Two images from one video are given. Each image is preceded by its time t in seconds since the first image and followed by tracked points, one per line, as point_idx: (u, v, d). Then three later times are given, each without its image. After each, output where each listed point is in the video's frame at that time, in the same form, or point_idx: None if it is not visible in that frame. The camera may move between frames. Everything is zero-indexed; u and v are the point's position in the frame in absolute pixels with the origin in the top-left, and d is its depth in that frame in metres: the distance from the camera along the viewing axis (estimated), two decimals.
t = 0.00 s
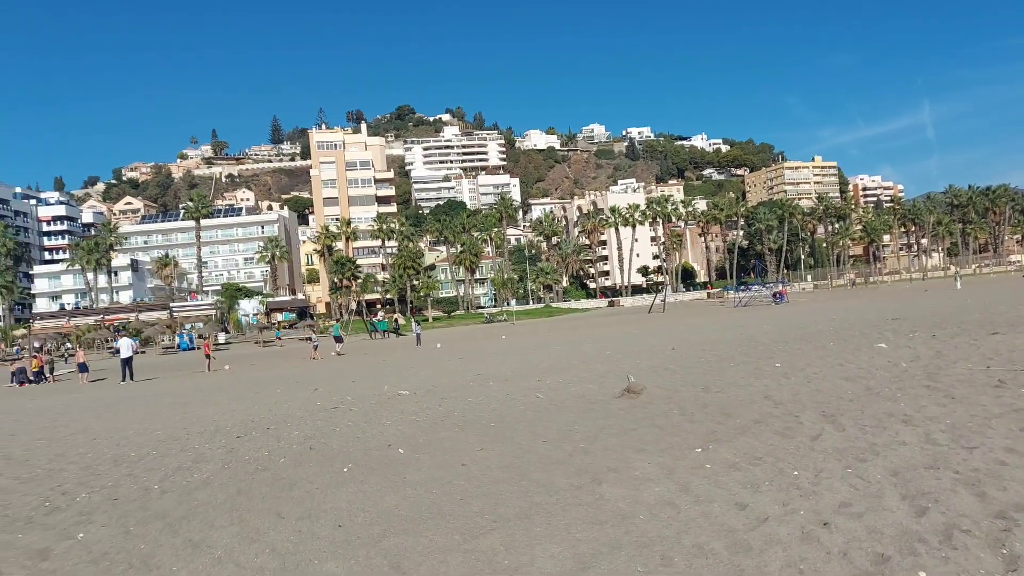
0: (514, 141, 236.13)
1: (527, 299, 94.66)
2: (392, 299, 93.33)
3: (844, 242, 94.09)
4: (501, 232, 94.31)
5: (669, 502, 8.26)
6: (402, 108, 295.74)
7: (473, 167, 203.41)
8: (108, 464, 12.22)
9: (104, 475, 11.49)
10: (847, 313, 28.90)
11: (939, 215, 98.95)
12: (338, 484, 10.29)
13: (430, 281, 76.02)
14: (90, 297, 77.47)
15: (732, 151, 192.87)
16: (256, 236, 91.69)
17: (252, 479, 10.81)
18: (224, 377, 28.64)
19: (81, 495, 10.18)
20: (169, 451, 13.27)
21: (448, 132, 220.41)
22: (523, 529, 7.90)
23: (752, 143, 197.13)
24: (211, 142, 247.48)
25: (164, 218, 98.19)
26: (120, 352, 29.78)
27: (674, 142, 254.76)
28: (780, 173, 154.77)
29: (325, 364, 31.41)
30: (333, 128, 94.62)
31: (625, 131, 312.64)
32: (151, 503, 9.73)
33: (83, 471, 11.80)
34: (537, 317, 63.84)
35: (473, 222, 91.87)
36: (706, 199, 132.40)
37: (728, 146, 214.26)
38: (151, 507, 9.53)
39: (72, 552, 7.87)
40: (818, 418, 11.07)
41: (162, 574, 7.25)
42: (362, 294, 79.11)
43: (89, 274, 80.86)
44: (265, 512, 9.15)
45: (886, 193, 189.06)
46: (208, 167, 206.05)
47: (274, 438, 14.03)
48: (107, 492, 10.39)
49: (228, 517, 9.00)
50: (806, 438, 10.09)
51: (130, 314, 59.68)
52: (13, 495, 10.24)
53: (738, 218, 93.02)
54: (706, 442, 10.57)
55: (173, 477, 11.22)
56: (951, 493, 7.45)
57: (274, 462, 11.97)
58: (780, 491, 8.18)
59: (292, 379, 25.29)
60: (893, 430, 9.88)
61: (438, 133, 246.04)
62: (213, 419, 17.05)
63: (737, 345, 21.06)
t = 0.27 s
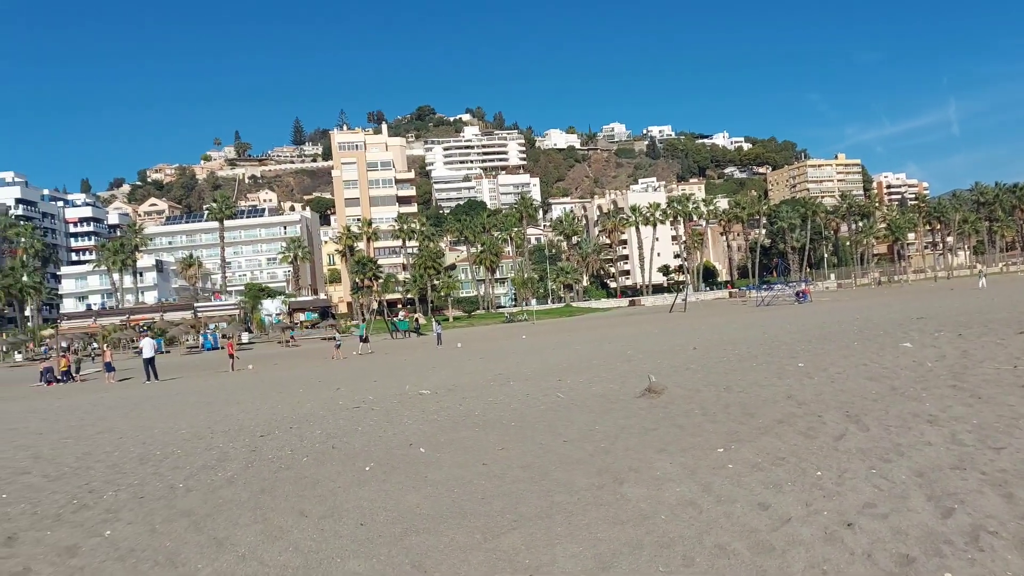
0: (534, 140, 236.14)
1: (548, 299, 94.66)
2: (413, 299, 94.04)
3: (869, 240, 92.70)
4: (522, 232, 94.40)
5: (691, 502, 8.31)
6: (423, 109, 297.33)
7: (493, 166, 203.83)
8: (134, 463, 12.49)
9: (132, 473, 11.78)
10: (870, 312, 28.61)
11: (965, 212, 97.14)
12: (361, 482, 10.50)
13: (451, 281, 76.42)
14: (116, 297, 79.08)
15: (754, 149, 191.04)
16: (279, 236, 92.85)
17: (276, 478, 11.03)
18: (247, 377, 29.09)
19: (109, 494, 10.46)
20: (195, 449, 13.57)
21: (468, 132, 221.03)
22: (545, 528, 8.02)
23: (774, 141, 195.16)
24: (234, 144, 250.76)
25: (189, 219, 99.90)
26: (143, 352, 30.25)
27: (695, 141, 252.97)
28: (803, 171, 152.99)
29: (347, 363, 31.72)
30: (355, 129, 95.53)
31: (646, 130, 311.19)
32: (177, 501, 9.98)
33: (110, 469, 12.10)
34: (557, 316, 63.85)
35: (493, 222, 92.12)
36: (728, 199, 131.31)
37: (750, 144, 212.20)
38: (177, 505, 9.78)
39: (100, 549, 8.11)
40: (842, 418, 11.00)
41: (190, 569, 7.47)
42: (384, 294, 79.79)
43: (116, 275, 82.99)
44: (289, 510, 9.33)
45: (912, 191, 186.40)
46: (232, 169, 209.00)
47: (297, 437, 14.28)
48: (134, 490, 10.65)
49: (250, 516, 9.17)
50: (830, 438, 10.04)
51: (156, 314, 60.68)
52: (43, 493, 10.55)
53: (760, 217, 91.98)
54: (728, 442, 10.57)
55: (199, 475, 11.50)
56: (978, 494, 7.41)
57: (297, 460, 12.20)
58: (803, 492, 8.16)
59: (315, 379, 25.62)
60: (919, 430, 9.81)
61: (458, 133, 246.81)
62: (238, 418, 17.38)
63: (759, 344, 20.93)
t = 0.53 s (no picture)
0: (544, 140, 236.02)
1: (558, 298, 94.58)
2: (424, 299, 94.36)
3: (881, 239, 92.00)
4: (532, 231, 94.40)
5: (702, 501, 8.29)
6: (433, 109, 298.01)
7: (503, 166, 203.91)
8: (147, 461, 12.62)
9: (145, 472, 11.90)
10: (882, 311, 28.36)
11: (978, 210, 96.09)
12: (371, 481, 10.56)
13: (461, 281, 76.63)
14: (129, 297, 79.84)
15: (766, 147, 189.91)
16: (290, 236, 93.41)
17: (287, 477, 11.11)
18: (259, 376, 29.29)
19: (122, 492, 10.57)
20: (207, 448, 13.70)
21: (478, 131, 221.21)
22: (555, 527, 8.02)
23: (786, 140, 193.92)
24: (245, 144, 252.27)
25: (201, 219, 100.70)
26: (154, 352, 30.43)
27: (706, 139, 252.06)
28: (815, 169, 151.95)
29: (358, 363, 31.84)
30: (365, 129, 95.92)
31: (657, 129, 310.21)
32: (190, 499, 10.07)
33: (124, 468, 12.23)
34: (568, 316, 63.74)
35: (503, 221, 92.18)
36: (739, 198, 130.68)
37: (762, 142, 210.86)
38: (190, 503, 9.87)
39: (114, 547, 8.21)
40: (854, 418, 10.93)
41: (202, 567, 7.54)
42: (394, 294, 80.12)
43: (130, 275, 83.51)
44: (300, 509, 9.41)
45: (925, 189, 184.76)
46: (244, 169, 210.46)
47: (308, 436, 14.40)
48: (147, 488, 10.76)
49: (261, 514, 9.26)
50: (842, 438, 9.98)
51: (168, 314, 61.07)
52: (58, 492, 10.68)
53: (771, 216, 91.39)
54: (739, 441, 10.52)
55: (211, 473, 11.60)
56: (993, 494, 7.35)
57: (308, 459, 12.30)
58: (816, 492, 8.12)
59: (326, 378, 25.74)
60: (933, 429, 9.74)
61: (468, 133, 247.08)
62: (250, 417, 17.52)
63: (770, 344, 20.84)
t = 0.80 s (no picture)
0: (547, 139, 235.92)
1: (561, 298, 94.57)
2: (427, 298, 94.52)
3: (884, 238, 91.88)
4: (535, 230, 94.41)
5: (706, 501, 8.31)
6: (436, 108, 298.09)
7: (506, 165, 203.89)
8: (153, 461, 12.68)
9: (150, 472, 11.96)
10: (887, 310, 28.31)
11: (982, 209, 95.88)
12: (376, 480, 10.61)
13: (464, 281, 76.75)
14: (133, 297, 80.05)
15: (769, 146, 189.51)
16: (293, 236, 93.57)
17: (291, 477, 11.15)
18: (263, 376, 29.38)
19: (127, 491, 10.63)
20: (211, 448, 13.76)
21: (481, 131, 221.22)
22: (559, 527, 8.05)
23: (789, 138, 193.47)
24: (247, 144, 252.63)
25: (204, 219, 100.91)
26: (156, 351, 30.36)
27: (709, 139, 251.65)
28: (818, 168, 151.65)
29: (361, 363, 31.88)
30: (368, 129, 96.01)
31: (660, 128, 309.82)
32: (194, 499, 10.12)
33: (129, 468, 12.30)
34: (571, 315, 63.72)
35: (506, 220, 92.20)
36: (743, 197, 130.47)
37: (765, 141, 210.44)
38: (195, 503, 9.93)
39: (120, 547, 8.26)
40: (859, 417, 10.94)
41: (207, 567, 7.59)
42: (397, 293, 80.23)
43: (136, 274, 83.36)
44: (304, 509, 9.44)
45: (929, 187, 184.10)
46: (247, 169, 210.85)
47: (311, 435, 14.45)
48: (152, 488, 10.82)
49: (266, 514, 9.31)
50: (846, 437, 9.99)
51: (171, 314, 61.01)
52: (63, 491, 10.73)
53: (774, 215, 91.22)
54: (743, 441, 10.53)
55: (215, 473, 11.66)
56: (998, 493, 7.36)
57: (313, 459, 12.35)
58: (820, 491, 8.14)
59: (330, 378, 25.78)
60: (937, 428, 9.75)
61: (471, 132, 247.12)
62: (253, 416, 17.58)
63: (774, 342, 20.83)
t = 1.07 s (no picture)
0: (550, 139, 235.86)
1: (565, 297, 94.57)
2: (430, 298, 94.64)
3: (887, 237, 91.70)
4: (538, 230, 94.41)
5: (709, 501, 8.30)
6: (438, 108, 298.15)
7: (508, 165, 203.87)
8: (155, 462, 12.71)
9: (153, 472, 12.00)
10: (890, 310, 28.21)
11: (986, 208, 95.61)
12: (378, 481, 10.63)
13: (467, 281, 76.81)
14: (137, 297, 80.33)
15: (772, 145, 189.07)
16: (296, 236, 93.78)
17: (293, 477, 11.16)
18: (266, 376, 29.48)
19: (130, 492, 10.66)
20: (215, 448, 13.81)
21: (484, 131, 221.28)
22: (561, 527, 8.06)
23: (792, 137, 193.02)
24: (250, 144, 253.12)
25: (207, 220, 101.14)
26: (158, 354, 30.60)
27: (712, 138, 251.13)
28: (821, 167, 151.33)
29: (364, 363, 31.91)
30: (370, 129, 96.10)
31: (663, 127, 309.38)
32: (197, 500, 10.14)
33: (133, 469, 12.34)
34: (574, 315, 63.72)
35: (509, 220, 92.19)
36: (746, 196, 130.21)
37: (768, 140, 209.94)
38: (198, 503, 9.96)
39: (122, 547, 8.29)
40: (862, 416, 10.92)
41: (211, 567, 7.62)
42: (400, 293, 80.31)
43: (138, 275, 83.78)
44: (307, 509, 9.47)
45: (933, 186, 183.42)
46: (250, 169, 211.23)
47: (314, 436, 14.47)
48: (155, 489, 10.86)
49: (269, 514, 9.32)
50: (849, 437, 9.97)
51: (175, 315, 61.00)
52: (67, 492, 10.78)
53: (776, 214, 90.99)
54: (746, 441, 10.52)
55: (218, 473, 11.69)
56: (1001, 493, 7.33)
57: (315, 459, 12.37)
58: (823, 491, 8.13)
59: (333, 378, 25.81)
60: (941, 427, 9.73)
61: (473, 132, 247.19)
62: (257, 417, 17.63)
63: (777, 342, 20.79)
